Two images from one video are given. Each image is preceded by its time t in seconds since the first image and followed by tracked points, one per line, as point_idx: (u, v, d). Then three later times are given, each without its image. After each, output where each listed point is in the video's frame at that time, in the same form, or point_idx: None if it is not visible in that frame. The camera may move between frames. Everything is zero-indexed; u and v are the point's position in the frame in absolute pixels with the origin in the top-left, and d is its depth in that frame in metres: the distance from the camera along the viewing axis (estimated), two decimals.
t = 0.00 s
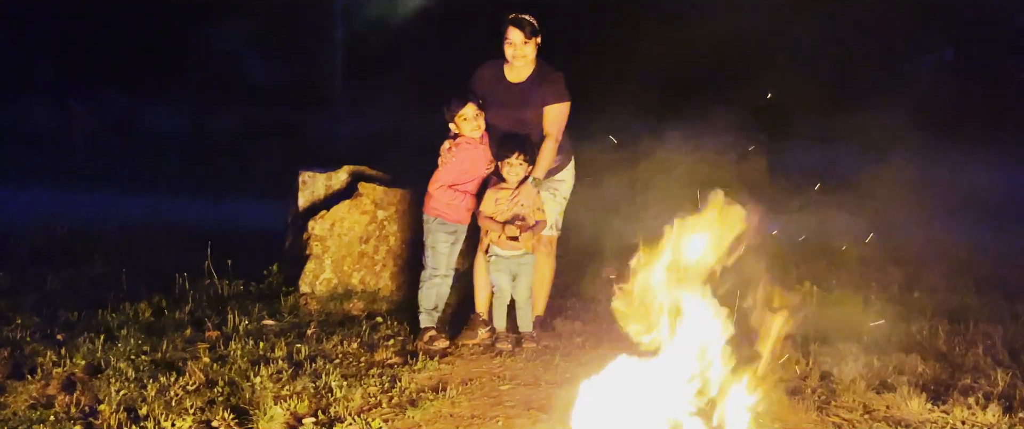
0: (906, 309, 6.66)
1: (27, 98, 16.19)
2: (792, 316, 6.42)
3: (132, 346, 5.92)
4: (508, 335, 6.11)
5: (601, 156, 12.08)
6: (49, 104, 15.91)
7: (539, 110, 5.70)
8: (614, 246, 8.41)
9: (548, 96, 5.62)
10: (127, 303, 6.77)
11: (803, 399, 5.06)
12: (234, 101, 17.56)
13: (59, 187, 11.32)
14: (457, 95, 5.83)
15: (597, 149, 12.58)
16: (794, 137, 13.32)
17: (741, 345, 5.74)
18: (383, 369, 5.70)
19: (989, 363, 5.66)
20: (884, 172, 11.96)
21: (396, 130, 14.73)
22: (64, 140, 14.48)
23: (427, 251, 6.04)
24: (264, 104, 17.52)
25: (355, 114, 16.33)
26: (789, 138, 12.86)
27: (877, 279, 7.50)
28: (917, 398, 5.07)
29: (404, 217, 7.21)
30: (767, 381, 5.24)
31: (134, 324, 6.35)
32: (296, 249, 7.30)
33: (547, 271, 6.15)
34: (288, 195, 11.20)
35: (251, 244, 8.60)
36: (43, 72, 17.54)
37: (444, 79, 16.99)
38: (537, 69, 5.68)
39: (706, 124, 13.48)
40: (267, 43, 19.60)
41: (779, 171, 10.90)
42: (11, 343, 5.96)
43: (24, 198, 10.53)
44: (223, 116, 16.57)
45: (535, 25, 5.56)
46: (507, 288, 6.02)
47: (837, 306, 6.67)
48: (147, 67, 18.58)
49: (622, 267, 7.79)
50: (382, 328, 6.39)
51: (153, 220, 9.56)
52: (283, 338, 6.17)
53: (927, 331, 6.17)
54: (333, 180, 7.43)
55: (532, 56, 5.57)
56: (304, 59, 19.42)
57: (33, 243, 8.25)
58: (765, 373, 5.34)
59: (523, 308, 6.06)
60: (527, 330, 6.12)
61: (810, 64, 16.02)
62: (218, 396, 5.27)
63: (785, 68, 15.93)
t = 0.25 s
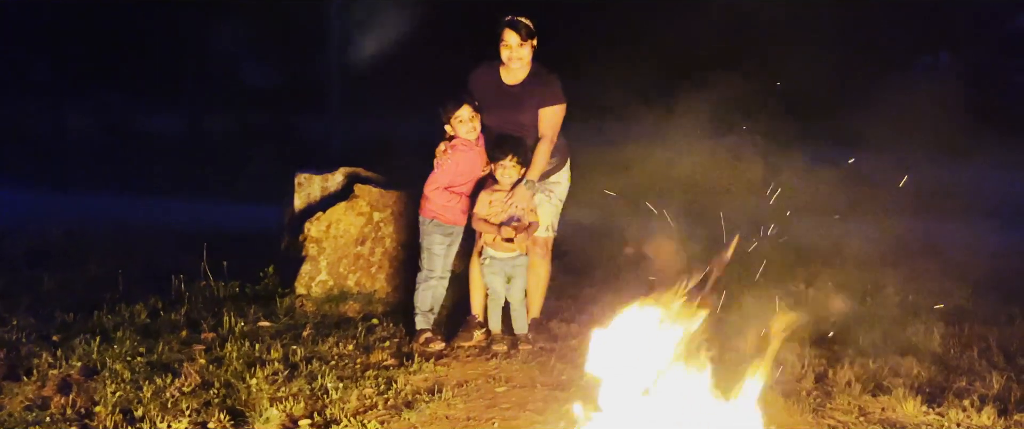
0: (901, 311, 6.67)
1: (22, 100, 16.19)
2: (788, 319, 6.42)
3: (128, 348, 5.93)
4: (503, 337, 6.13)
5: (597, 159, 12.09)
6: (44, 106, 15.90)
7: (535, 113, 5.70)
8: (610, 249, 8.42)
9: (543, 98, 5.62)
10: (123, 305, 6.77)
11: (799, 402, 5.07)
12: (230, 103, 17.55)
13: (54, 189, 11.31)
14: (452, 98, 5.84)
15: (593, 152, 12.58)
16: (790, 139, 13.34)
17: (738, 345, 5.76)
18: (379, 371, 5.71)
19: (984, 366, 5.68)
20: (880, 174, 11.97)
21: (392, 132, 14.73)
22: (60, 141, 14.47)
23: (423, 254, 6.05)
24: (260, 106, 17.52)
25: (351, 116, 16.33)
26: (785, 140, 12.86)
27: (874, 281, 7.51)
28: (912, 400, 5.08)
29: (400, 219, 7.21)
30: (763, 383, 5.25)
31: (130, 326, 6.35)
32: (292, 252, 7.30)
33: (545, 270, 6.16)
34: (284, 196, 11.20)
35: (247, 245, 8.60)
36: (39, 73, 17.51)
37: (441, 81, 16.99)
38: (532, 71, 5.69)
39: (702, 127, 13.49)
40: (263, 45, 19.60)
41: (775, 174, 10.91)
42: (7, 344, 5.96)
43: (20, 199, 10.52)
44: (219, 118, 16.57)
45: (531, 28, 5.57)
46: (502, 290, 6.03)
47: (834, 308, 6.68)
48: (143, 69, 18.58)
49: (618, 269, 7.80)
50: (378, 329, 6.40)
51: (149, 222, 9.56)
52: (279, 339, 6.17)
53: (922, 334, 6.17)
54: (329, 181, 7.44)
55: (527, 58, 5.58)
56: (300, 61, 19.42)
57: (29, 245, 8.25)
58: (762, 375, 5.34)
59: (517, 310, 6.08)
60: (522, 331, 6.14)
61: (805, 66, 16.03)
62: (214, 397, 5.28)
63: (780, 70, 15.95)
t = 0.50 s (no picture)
0: (896, 314, 6.69)
1: (17, 100, 16.19)
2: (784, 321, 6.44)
3: (124, 348, 5.93)
4: (498, 339, 6.13)
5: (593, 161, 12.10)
6: (39, 107, 15.90)
7: (530, 115, 5.70)
8: (606, 251, 8.43)
9: (538, 101, 5.62)
10: (119, 306, 6.78)
11: (794, 404, 5.08)
12: (225, 104, 17.56)
13: (49, 189, 11.32)
14: (448, 100, 5.84)
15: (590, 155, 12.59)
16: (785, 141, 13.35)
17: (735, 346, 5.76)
18: (374, 372, 5.72)
19: (978, 368, 5.69)
20: (875, 176, 11.99)
21: (387, 133, 14.74)
22: (54, 142, 14.47)
23: (418, 255, 6.06)
24: (255, 107, 17.52)
25: (346, 117, 16.33)
26: (781, 139, 12.87)
27: (869, 283, 7.52)
28: (907, 402, 5.10)
29: (395, 220, 7.17)
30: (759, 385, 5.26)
31: (125, 327, 6.36)
32: (288, 253, 7.30)
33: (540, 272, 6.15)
34: (280, 197, 11.20)
35: (243, 246, 8.60)
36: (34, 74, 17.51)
37: (436, 83, 17.00)
38: (528, 73, 5.69)
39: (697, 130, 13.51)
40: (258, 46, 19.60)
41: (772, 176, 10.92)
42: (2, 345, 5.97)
43: (15, 200, 10.52)
44: (214, 119, 16.57)
45: (527, 29, 5.58)
46: (495, 292, 6.03)
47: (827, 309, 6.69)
48: (139, 70, 18.57)
49: (614, 270, 7.81)
50: (374, 331, 6.41)
51: (146, 222, 9.57)
52: (274, 340, 6.18)
53: (917, 336, 6.19)
54: (324, 183, 7.40)
55: (523, 60, 5.59)
56: (296, 61, 19.42)
57: (25, 246, 8.25)
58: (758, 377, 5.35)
59: (511, 311, 6.09)
60: (517, 332, 6.15)
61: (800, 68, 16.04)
62: (209, 398, 5.28)
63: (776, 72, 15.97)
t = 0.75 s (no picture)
0: (889, 314, 6.71)
1: (10, 100, 16.18)
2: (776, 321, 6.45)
3: (119, 348, 5.94)
4: (493, 339, 6.13)
5: (587, 163, 12.12)
6: (33, 106, 15.89)
7: (524, 115, 5.71)
8: (600, 251, 8.44)
9: (532, 101, 5.63)
10: (113, 305, 6.78)
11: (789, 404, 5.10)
12: (219, 104, 17.55)
13: (42, 189, 11.31)
14: (442, 100, 5.85)
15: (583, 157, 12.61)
16: (778, 142, 13.38)
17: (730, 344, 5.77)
18: (369, 372, 5.72)
19: (970, 368, 5.71)
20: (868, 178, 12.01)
21: (380, 134, 14.75)
22: (48, 142, 14.47)
23: (413, 255, 6.06)
24: (248, 107, 17.52)
25: (340, 118, 16.34)
26: (774, 142, 12.90)
27: (862, 284, 7.54)
28: (900, 402, 5.12)
29: (390, 220, 7.17)
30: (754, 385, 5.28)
31: (119, 326, 6.36)
32: (282, 253, 7.31)
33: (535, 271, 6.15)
34: (274, 197, 11.21)
35: (236, 246, 8.61)
36: (28, 73, 17.50)
37: (430, 83, 17.00)
38: (522, 74, 5.70)
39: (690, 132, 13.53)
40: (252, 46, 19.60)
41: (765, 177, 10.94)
42: None
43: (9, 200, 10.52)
44: (207, 119, 16.57)
45: (521, 30, 5.59)
46: (490, 292, 6.02)
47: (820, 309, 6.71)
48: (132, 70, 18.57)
49: (608, 271, 7.83)
50: (368, 330, 6.41)
51: (139, 222, 9.57)
52: (269, 340, 6.18)
53: (909, 336, 6.21)
54: (318, 182, 7.39)
55: (517, 60, 5.60)
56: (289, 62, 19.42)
57: (18, 246, 8.25)
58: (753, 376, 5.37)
59: (505, 311, 6.08)
60: (511, 333, 6.15)
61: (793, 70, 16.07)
62: (204, 398, 5.29)
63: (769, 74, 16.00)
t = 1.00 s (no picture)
0: (880, 314, 6.72)
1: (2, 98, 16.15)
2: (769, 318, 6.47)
3: (111, 346, 5.94)
4: (486, 337, 6.14)
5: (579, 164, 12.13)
6: (24, 105, 15.86)
7: (516, 114, 5.72)
8: (592, 251, 8.45)
9: (525, 100, 5.63)
10: (105, 303, 6.78)
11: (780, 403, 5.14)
12: (211, 103, 17.53)
13: (35, 187, 11.29)
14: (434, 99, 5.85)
15: (576, 156, 12.62)
16: (770, 141, 13.40)
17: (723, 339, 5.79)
18: (362, 370, 5.73)
19: (962, 368, 5.73)
20: (857, 178, 12.04)
21: (374, 133, 14.74)
22: (40, 140, 14.44)
23: (406, 253, 6.07)
24: (240, 105, 17.50)
25: (332, 116, 16.32)
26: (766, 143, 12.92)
27: (853, 283, 7.55)
28: (891, 401, 5.15)
29: (383, 218, 7.17)
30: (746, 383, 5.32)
31: (112, 324, 6.36)
32: (275, 251, 7.31)
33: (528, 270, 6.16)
34: (267, 196, 11.20)
35: (230, 244, 8.60)
36: (20, 72, 17.47)
37: (422, 82, 16.99)
38: (515, 72, 5.71)
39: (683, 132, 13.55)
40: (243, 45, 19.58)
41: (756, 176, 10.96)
42: None
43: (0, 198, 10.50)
44: (199, 117, 16.56)
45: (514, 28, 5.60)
46: (484, 290, 6.05)
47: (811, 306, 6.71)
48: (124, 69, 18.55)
49: (601, 270, 7.84)
50: (361, 329, 6.42)
51: (132, 221, 9.56)
52: (261, 338, 6.19)
53: (901, 336, 6.23)
54: (311, 181, 7.36)
55: (510, 59, 5.60)
56: (281, 61, 19.41)
57: (11, 244, 8.24)
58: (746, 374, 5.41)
59: (499, 310, 6.10)
60: (504, 331, 6.16)
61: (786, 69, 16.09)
62: (197, 395, 5.29)
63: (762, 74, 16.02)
